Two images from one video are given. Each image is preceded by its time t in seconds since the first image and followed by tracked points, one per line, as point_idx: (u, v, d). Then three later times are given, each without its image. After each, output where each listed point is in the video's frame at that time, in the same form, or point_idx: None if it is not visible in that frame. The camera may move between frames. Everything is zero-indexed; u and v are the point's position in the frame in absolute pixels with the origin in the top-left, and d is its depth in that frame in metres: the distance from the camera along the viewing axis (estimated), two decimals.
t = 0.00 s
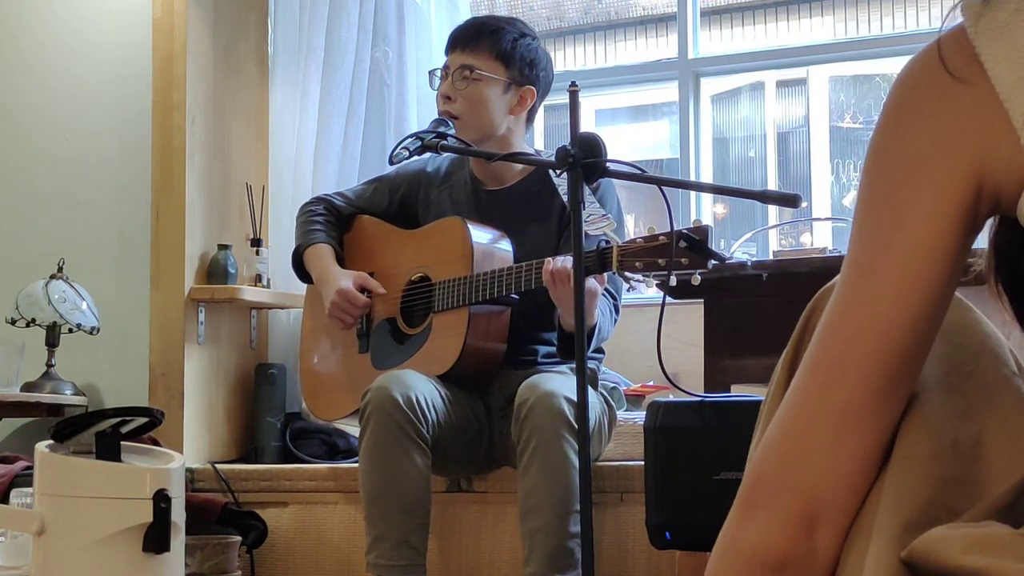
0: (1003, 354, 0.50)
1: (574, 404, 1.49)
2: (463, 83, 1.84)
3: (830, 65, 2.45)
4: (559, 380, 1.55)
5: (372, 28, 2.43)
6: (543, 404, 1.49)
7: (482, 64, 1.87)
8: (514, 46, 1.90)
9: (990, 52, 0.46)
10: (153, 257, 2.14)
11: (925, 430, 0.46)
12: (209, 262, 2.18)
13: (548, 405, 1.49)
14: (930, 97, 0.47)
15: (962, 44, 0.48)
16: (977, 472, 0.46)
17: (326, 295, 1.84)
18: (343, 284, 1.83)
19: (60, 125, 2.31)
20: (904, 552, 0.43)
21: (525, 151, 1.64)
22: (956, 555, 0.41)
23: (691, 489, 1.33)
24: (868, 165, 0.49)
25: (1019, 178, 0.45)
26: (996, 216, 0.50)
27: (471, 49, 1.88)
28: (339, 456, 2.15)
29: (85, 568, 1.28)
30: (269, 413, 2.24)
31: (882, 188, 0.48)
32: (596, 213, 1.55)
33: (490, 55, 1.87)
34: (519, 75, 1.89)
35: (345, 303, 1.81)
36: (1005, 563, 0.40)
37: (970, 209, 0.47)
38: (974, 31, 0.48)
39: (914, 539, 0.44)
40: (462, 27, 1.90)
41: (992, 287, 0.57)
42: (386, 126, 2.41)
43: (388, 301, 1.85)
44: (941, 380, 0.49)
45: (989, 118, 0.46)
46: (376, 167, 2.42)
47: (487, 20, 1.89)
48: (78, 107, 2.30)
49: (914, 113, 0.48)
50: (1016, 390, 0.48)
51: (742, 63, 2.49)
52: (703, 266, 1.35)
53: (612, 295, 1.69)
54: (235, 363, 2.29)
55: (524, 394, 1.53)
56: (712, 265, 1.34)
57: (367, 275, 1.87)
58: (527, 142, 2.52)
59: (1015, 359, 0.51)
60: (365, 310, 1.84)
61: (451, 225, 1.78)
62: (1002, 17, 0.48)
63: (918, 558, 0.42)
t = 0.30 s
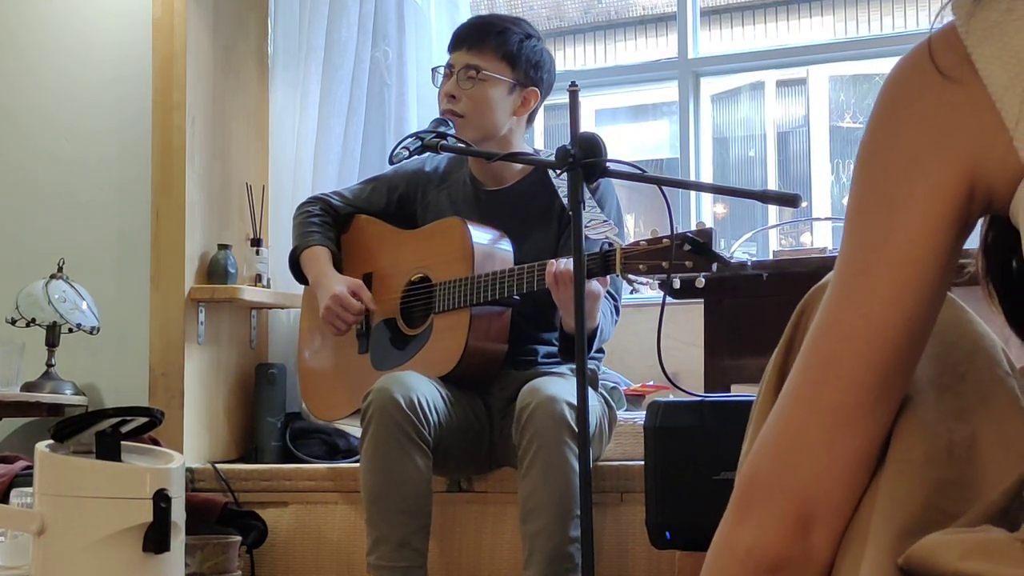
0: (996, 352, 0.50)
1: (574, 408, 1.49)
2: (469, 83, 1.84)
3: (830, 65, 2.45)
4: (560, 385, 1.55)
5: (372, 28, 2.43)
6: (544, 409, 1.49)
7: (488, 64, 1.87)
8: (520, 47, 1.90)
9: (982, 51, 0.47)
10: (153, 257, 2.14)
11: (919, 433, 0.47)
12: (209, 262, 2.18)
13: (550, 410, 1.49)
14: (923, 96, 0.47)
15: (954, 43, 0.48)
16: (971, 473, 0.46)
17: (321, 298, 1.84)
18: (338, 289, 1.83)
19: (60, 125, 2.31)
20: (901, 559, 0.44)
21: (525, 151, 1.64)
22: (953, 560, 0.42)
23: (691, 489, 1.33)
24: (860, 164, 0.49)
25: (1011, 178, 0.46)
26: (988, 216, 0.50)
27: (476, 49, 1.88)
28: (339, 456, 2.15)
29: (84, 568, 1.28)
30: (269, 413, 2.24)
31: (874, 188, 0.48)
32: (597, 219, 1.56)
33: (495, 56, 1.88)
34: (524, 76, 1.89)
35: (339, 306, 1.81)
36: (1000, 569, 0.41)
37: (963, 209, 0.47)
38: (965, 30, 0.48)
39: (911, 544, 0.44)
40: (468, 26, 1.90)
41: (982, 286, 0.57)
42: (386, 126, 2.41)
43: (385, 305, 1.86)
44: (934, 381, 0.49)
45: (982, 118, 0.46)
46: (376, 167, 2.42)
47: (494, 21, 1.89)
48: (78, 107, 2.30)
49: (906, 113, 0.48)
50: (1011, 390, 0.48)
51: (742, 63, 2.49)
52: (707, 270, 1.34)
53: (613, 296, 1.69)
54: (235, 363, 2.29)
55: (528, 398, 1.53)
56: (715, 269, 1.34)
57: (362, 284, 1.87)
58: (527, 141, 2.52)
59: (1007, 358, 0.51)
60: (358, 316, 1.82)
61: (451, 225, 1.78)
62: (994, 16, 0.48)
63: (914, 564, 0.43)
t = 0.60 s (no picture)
0: (982, 350, 0.51)
1: (575, 408, 1.49)
2: (470, 84, 1.83)
3: (830, 65, 2.45)
4: (561, 386, 1.55)
5: (372, 28, 2.43)
6: (544, 410, 1.49)
7: (487, 64, 1.87)
8: (518, 46, 1.90)
9: (969, 54, 0.47)
10: (153, 257, 2.14)
11: (910, 435, 0.48)
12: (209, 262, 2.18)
13: (550, 410, 1.49)
14: (911, 100, 0.48)
15: (942, 47, 0.48)
16: (962, 476, 0.48)
17: (324, 301, 1.84)
18: (341, 291, 1.83)
19: (60, 125, 2.31)
20: (895, 563, 0.45)
21: (525, 151, 1.64)
22: (949, 565, 0.43)
23: (691, 489, 1.33)
24: (849, 167, 0.49)
25: (1000, 181, 0.46)
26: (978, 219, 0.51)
27: (474, 49, 1.87)
28: (339, 456, 2.15)
29: (85, 568, 1.28)
30: (269, 413, 2.24)
31: (863, 191, 0.48)
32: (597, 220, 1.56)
33: (494, 55, 1.88)
34: (523, 74, 1.90)
35: (343, 308, 1.81)
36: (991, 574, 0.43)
37: (952, 211, 0.47)
38: (953, 33, 0.48)
39: (905, 548, 0.46)
40: (466, 25, 1.89)
41: (969, 287, 0.58)
42: (386, 126, 2.41)
43: (385, 305, 1.85)
44: (924, 382, 0.50)
45: (969, 122, 0.47)
46: (376, 167, 2.42)
47: (491, 19, 1.89)
48: (78, 107, 2.30)
49: (894, 117, 0.48)
50: (999, 391, 0.49)
51: (741, 63, 2.50)
52: (707, 270, 1.34)
53: (613, 296, 1.69)
54: (235, 363, 2.29)
55: (528, 398, 1.53)
56: (716, 268, 1.33)
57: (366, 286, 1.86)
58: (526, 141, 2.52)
59: (994, 355, 0.51)
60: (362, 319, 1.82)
61: (451, 226, 1.78)
62: (983, 19, 0.48)
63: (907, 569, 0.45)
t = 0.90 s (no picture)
0: (972, 349, 0.51)
1: (574, 404, 1.49)
2: (462, 87, 1.84)
3: (830, 65, 2.45)
4: (560, 381, 1.55)
5: (372, 28, 2.43)
6: (544, 405, 1.49)
7: (476, 65, 1.87)
8: (507, 45, 1.89)
9: (967, 53, 0.47)
10: (153, 257, 2.14)
11: (906, 434, 0.48)
12: (209, 262, 2.18)
13: (550, 405, 1.49)
14: (909, 100, 0.48)
15: (939, 47, 0.48)
16: (958, 478, 0.48)
17: (325, 301, 1.84)
18: (343, 291, 1.83)
19: (60, 125, 2.31)
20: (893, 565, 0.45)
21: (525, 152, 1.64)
22: (950, 566, 0.43)
23: (691, 489, 1.33)
24: (846, 166, 0.49)
25: (997, 181, 0.46)
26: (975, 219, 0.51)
27: (463, 52, 1.88)
28: (339, 457, 2.14)
29: (85, 568, 1.28)
30: (269, 413, 2.24)
31: (860, 190, 0.48)
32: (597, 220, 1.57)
33: (483, 56, 1.87)
34: (515, 73, 1.89)
35: (343, 308, 1.82)
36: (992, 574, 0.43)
37: (948, 211, 0.47)
38: (951, 32, 0.48)
39: (903, 549, 0.46)
40: (454, 29, 1.89)
41: (963, 287, 0.58)
42: (386, 126, 2.41)
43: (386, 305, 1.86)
44: (918, 382, 0.50)
45: (967, 121, 0.47)
46: (376, 167, 2.42)
47: (478, 20, 1.88)
48: (78, 107, 2.30)
49: (890, 116, 0.48)
50: (992, 393, 0.49)
51: (741, 63, 2.50)
52: (706, 267, 1.34)
53: (613, 295, 1.69)
54: (236, 363, 2.29)
55: (527, 393, 1.53)
56: (715, 266, 1.34)
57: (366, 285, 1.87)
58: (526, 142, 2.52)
59: (983, 354, 0.52)
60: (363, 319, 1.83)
61: (451, 226, 1.78)
62: (981, 18, 0.48)
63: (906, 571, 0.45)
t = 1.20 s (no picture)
0: (971, 349, 0.51)
1: (575, 402, 1.49)
2: (456, 84, 1.84)
3: (830, 65, 2.45)
4: (562, 380, 1.55)
5: (372, 27, 2.42)
6: (545, 404, 1.49)
7: (473, 64, 1.87)
8: (503, 45, 1.89)
9: (968, 52, 0.47)
10: (153, 257, 2.14)
11: (908, 434, 0.48)
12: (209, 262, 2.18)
13: (552, 405, 1.49)
14: (910, 99, 0.48)
15: (941, 46, 0.48)
16: (958, 477, 0.48)
17: (325, 296, 1.84)
18: (343, 285, 1.83)
19: (60, 124, 2.31)
20: (894, 565, 0.45)
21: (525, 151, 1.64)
22: (951, 565, 0.43)
23: (691, 490, 1.33)
24: (847, 164, 0.49)
25: (998, 180, 0.46)
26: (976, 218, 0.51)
27: (459, 49, 1.88)
28: (339, 457, 2.14)
29: (85, 568, 1.28)
30: (269, 413, 2.24)
31: (862, 188, 0.48)
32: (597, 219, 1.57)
33: (479, 55, 1.87)
34: (510, 73, 1.89)
35: (344, 301, 1.82)
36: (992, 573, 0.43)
37: (949, 211, 0.47)
38: (952, 32, 0.48)
39: (903, 549, 0.46)
40: (452, 28, 1.90)
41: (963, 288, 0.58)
42: (386, 126, 2.41)
43: (386, 301, 1.85)
44: (919, 382, 0.50)
45: (968, 120, 0.47)
46: (376, 167, 2.42)
47: (476, 21, 1.89)
48: (78, 107, 2.30)
49: (891, 114, 0.48)
50: (993, 392, 0.49)
51: (739, 63, 2.50)
52: (706, 266, 1.34)
53: (613, 294, 1.69)
54: (236, 363, 2.29)
55: (528, 393, 1.53)
56: (715, 264, 1.33)
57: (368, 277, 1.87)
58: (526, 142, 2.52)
59: (983, 354, 0.52)
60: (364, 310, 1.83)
61: (451, 226, 1.78)
62: (981, 18, 0.48)
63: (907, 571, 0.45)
